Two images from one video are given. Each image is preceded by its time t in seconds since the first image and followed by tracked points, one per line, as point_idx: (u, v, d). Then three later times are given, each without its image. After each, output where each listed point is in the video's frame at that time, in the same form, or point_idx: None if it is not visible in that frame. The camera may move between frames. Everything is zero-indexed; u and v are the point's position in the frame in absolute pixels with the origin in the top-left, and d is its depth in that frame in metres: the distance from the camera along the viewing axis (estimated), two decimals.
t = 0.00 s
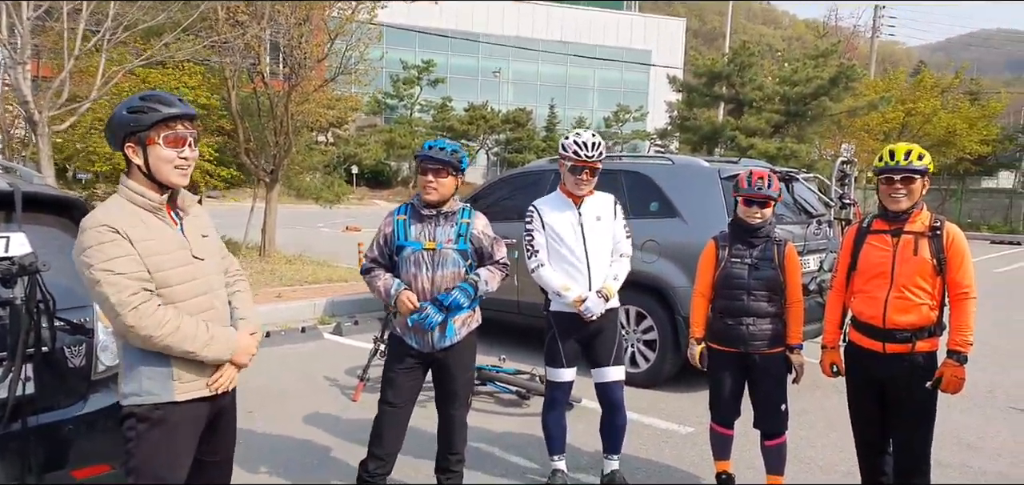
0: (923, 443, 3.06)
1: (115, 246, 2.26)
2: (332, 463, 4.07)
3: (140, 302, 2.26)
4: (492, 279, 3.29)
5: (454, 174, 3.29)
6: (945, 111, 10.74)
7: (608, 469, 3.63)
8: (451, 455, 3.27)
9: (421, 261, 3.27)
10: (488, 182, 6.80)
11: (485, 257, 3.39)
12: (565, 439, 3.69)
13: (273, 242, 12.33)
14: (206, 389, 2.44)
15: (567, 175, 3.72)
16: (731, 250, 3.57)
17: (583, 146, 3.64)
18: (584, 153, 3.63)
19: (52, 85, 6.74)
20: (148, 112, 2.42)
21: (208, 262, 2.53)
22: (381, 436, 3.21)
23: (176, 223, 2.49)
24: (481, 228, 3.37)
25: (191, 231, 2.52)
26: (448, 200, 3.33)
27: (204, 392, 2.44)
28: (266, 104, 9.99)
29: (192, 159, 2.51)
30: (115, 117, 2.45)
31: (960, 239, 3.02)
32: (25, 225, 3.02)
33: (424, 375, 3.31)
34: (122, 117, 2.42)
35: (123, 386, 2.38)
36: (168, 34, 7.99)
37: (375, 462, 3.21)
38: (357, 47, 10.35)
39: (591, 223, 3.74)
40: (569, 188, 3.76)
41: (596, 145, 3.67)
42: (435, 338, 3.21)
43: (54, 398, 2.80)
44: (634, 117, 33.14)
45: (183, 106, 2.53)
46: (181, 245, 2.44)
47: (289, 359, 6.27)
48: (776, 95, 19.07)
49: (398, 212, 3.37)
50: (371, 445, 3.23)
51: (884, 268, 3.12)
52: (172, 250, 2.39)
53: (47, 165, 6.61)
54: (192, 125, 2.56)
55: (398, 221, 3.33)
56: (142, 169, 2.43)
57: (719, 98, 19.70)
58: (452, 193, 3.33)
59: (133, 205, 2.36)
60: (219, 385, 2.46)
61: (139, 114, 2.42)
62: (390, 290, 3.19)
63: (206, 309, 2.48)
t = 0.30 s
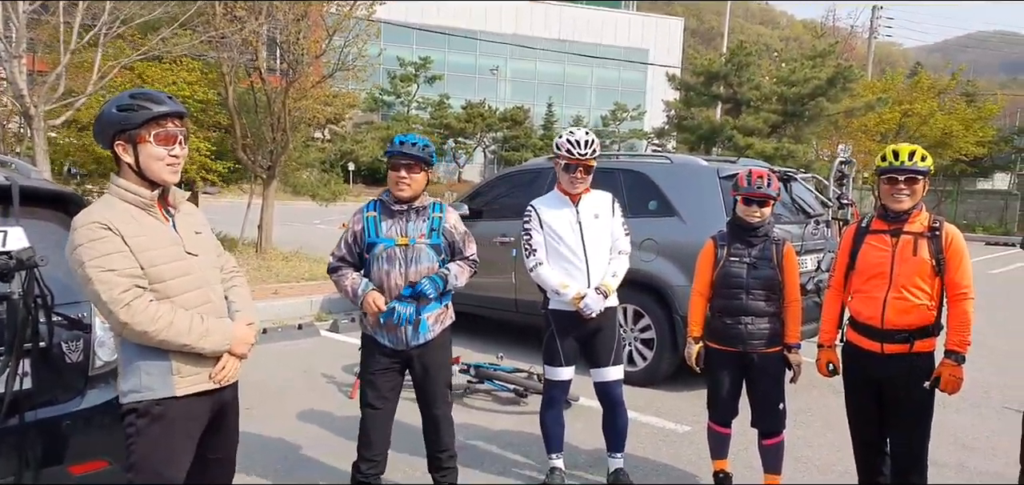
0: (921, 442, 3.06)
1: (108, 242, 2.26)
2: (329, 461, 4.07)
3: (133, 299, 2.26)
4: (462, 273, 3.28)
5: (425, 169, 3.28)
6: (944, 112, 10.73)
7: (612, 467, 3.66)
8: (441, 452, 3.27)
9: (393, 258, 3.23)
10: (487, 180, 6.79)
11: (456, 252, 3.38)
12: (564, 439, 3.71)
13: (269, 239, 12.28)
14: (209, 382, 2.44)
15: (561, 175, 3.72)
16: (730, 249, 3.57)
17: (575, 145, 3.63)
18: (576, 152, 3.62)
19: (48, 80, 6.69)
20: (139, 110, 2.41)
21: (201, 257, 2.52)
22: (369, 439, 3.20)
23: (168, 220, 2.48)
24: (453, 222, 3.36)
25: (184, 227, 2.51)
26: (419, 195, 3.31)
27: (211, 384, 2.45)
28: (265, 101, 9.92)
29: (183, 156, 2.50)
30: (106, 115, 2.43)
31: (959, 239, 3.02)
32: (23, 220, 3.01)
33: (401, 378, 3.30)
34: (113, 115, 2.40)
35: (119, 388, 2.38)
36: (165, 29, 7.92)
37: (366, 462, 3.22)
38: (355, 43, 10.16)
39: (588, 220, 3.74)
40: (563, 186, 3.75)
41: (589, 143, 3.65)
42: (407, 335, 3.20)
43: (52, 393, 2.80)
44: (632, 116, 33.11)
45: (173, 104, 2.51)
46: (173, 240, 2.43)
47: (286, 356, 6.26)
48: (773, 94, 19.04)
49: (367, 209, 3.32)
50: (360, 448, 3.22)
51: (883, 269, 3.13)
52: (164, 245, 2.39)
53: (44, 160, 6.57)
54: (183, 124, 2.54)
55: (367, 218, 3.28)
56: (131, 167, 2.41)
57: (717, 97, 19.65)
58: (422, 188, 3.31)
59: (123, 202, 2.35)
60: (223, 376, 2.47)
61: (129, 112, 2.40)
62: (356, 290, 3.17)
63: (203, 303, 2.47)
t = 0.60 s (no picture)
0: (925, 442, 3.06)
1: (111, 231, 2.26)
2: (332, 460, 4.07)
3: (126, 292, 2.25)
4: (446, 267, 3.29)
5: (403, 167, 3.28)
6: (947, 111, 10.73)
7: (615, 466, 3.66)
8: (437, 449, 3.28)
9: (381, 259, 3.21)
10: (489, 177, 6.79)
11: (437, 245, 3.40)
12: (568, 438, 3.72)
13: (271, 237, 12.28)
14: (194, 381, 2.44)
15: (579, 168, 3.75)
16: (733, 247, 3.56)
17: (595, 139, 3.66)
18: (595, 146, 3.66)
19: (52, 80, 6.67)
20: (156, 101, 2.41)
21: (205, 254, 2.54)
22: (368, 437, 3.19)
23: (179, 213, 2.51)
24: (434, 216, 3.40)
25: (194, 221, 2.54)
26: (396, 194, 3.31)
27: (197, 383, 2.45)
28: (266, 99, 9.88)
29: (198, 148, 2.52)
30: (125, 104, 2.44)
31: (964, 236, 3.02)
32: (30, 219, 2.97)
33: (394, 377, 3.28)
34: (132, 104, 2.41)
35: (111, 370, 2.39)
36: (168, 30, 7.88)
37: (366, 462, 3.20)
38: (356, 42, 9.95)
39: (603, 219, 3.75)
40: (580, 181, 3.77)
41: (608, 138, 3.68)
42: (400, 335, 3.18)
43: (59, 391, 2.79)
44: (633, 113, 33.08)
45: (189, 95, 2.52)
46: (180, 235, 2.45)
47: (288, 354, 6.27)
48: (775, 92, 19.00)
49: (345, 213, 3.28)
50: (358, 447, 3.21)
51: (887, 267, 3.13)
52: (170, 239, 2.41)
53: (48, 159, 6.56)
54: (197, 115, 2.55)
55: (348, 222, 3.24)
56: (149, 157, 2.42)
57: (718, 94, 19.62)
58: (399, 187, 3.32)
59: (135, 191, 2.37)
60: (209, 377, 2.46)
61: (149, 102, 2.40)
62: (348, 297, 3.10)
63: (198, 301, 2.48)
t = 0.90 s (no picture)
0: (928, 440, 3.05)
1: (110, 220, 2.38)
2: (335, 460, 4.08)
3: (104, 280, 2.35)
4: (445, 265, 3.30)
5: (398, 166, 3.24)
6: (949, 109, 10.72)
7: (619, 466, 3.67)
8: (431, 450, 3.28)
9: (384, 259, 3.21)
10: (491, 177, 6.79)
11: (437, 242, 3.42)
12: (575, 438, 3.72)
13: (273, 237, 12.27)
14: (154, 383, 2.47)
15: (606, 165, 3.76)
16: (737, 246, 3.56)
17: (622, 137, 3.66)
18: (623, 144, 3.65)
19: (54, 80, 6.67)
20: (171, 101, 2.52)
21: (206, 261, 2.59)
22: (372, 437, 3.19)
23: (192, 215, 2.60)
24: (433, 213, 3.42)
25: (207, 226, 2.62)
26: (394, 194, 3.29)
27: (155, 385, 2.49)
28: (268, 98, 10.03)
29: (214, 148, 2.59)
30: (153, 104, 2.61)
31: (967, 234, 3.01)
32: (36, 220, 2.98)
33: (397, 378, 3.28)
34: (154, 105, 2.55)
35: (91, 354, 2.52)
36: (171, 29, 7.89)
37: (370, 462, 3.20)
38: (358, 42, 10.07)
39: (623, 220, 3.74)
40: (605, 179, 3.78)
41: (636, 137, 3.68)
42: (404, 334, 3.18)
43: (62, 391, 2.79)
44: (634, 112, 33.08)
45: (210, 95, 2.61)
46: (184, 238, 2.53)
47: (290, 354, 6.27)
48: (776, 90, 18.99)
49: (344, 214, 3.24)
50: (361, 447, 3.21)
51: (890, 265, 3.12)
52: (170, 239, 2.49)
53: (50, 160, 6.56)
54: (217, 115, 2.62)
55: (349, 224, 3.22)
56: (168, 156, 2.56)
57: (720, 93, 19.62)
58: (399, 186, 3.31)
59: (156, 187, 2.51)
60: (169, 384, 2.48)
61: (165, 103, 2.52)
62: (368, 290, 3.08)
63: (177, 305, 2.52)
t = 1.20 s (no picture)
0: (931, 442, 3.04)
1: (81, 220, 2.33)
2: (337, 460, 4.09)
3: (74, 280, 2.29)
4: (459, 268, 3.28)
5: (419, 168, 3.26)
6: (949, 111, 10.73)
7: (622, 468, 3.67)
8: (433, 452, 3.27)
9: (394, 257, 3.21)
10: (493, 178, 6.79)
11: (452, 247, 3.40)
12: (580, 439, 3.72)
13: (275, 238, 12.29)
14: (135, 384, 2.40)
15: (624, 168, 3.75)
16: (738, 248, 3.56)
17: (640, 139, 3.65)
18: (641, 145, 3.65)
19: (56, 80, 6.68)
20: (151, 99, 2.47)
21: (185, 259, 2.52)
22: (375, 439, 3.19)
23: (169, 215, 2.53)
24: (447, 217, 3.40)
25: (186, 224, 2.56)
26: (413, 194, 3.30)
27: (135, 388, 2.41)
28: (269, 98, 9.98)
29: (195, 147, 2.54)
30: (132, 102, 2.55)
31: (968, 236, 3.01)
32: (40, 221, 3.00)
33: (403, 379, 3.28)
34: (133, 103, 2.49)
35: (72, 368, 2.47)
36: (174, 30, 7.89)
37: (373, 464, 3.20)
38: (361, 42, 10.06)
39: (639, 223, 3.73)
40: (624, 181, 3.78)
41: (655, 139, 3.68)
42: (409, 333, 3.17)
43: (62, 393, 2.80)
44: (635, 114, 33.12)
45: (191, 94, 2.56)
46: (161, 235, 2.47)
47: (292, 355, 6.27)
48: (779, 92, 18.98)
49: (362, 209, 3.27)
50: (365, 449, 3.21)
51: (890, 267, 3.12)
52: (145, 237, 2.43)
53: (53, 160, 6.57)
54: (198, 114, 2.57)
55: (363, 218, 3.24)
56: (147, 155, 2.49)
57: (721, 95, 19.64)
58: (416, 187, 3.29)
59: (131, 186, 2.46)
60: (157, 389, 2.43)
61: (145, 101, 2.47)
62: (376, 283, 3.06)
63: (152, 304, 2.44)
